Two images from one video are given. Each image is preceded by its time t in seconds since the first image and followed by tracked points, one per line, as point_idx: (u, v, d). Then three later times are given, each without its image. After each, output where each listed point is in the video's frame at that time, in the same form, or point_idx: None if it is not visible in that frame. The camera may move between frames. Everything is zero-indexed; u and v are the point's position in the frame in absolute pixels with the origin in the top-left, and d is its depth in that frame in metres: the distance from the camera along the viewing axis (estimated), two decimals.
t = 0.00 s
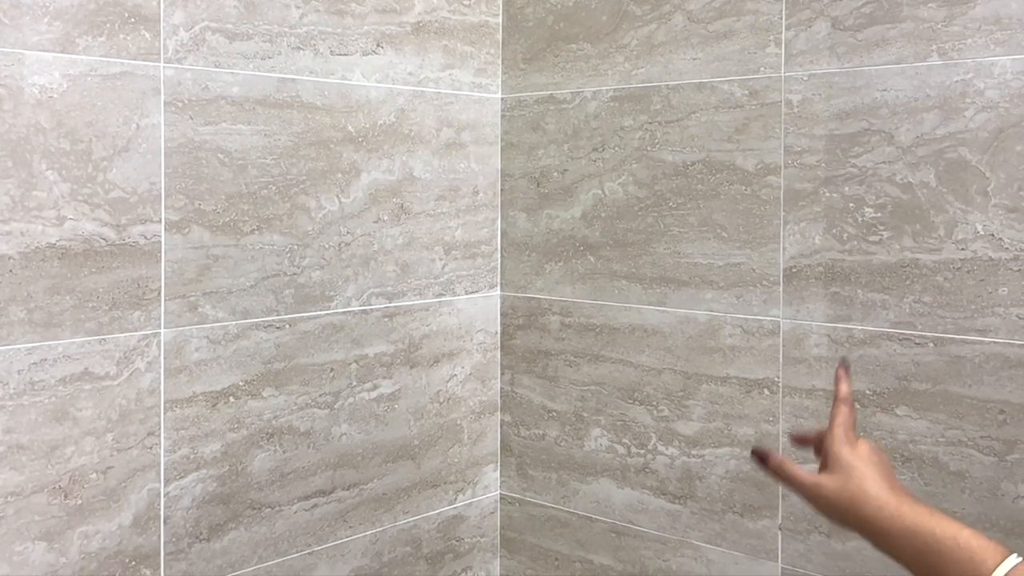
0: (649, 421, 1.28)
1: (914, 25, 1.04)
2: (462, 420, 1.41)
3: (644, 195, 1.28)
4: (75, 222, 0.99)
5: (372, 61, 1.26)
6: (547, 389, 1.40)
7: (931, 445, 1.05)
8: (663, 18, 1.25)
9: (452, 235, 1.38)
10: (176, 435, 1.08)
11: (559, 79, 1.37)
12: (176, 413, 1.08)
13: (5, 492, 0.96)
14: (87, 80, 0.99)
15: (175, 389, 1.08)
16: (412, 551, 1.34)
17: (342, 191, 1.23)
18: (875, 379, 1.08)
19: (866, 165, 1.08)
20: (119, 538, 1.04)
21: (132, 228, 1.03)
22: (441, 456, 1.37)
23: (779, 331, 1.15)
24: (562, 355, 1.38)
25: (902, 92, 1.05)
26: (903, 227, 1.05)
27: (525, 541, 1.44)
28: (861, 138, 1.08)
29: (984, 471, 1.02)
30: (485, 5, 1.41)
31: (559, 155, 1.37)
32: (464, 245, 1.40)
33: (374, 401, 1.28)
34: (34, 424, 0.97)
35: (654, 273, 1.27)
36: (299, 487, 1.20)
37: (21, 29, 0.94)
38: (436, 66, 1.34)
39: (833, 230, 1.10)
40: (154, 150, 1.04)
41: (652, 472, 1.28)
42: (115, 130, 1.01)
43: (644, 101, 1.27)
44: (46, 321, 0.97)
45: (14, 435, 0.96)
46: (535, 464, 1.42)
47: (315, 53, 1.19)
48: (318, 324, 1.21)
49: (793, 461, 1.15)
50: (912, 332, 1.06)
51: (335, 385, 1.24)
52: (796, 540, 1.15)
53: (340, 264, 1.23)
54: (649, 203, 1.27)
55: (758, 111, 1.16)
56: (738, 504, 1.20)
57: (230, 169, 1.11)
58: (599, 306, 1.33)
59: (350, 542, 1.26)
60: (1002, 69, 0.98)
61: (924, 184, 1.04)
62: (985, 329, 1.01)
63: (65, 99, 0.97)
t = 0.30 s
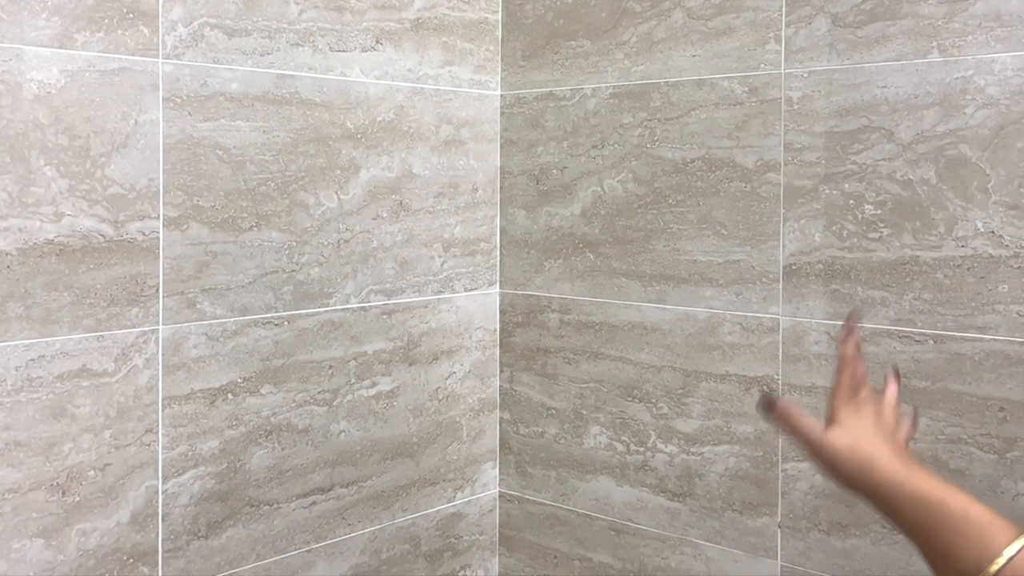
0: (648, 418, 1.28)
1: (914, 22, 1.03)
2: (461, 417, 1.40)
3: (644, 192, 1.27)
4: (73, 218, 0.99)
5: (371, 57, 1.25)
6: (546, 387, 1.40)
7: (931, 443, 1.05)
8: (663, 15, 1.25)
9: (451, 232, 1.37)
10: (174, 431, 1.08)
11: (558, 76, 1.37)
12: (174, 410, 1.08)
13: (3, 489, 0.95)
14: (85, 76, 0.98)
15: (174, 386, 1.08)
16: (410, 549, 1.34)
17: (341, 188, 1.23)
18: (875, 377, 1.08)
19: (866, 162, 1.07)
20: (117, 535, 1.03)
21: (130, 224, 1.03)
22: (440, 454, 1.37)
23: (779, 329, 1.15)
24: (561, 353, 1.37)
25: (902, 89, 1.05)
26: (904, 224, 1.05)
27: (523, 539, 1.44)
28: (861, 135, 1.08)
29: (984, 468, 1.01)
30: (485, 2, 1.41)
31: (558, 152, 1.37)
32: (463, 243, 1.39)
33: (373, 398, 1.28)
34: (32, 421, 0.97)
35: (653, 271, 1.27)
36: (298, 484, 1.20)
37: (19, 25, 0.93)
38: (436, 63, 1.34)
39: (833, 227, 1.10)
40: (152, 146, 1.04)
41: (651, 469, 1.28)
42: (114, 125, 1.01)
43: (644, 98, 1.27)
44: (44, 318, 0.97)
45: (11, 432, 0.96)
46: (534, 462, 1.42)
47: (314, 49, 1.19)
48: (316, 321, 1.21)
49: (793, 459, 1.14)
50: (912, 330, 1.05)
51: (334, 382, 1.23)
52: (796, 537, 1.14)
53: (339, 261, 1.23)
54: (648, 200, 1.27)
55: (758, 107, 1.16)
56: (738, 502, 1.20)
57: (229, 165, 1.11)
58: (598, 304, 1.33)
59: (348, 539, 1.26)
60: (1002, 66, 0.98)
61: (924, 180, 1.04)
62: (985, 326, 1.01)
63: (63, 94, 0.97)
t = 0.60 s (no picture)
0: (647, 416, 1.28)
1: (914, 19, 1.03)
2: (459, 415, 1.40)
3: (643, 189, 1.27)
4: (71, 214, 0.98)
5: (370, 55, 1.25)
6: (545, 384, 1.39)
7: (931, 441, 1.04)
8: (663, 12, 1.25)
9: (450, 230, 1.37)
10: (173, 429, 1.08)
11: (557, 73, 1.36)
12: (173, 407, 1.08)
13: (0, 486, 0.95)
14: (84, 72, 0.98)
15: (172, 383, 1.07)
16: (409, 546, 1.34)
17: (340, 185, 1.23)
18: (874, 375, 1.08)
19: (866, 160, 1.07)
20: (115, 533, 1.03)
21: (129, 221, 1.03)
22: (439, 452, 1.37)
23: (778, 327, 1.15)
24: (560, 351, 1.37)
25: (902, 87, 1.04)
26: (903, 221, 1.05)
27: (522, 537, 1.44)
28: (861, 133, 1.07)
29: (983, 467, 1.01)
30: None
31: (557, 150, 1.36)
32: (463, 240, 1.39)
33: (372, 396, 1.28)
34: (29, 418, 0.97)
35: (652, 268, 1.26)
36: (296, 482, 1.20)
37: (18, 21, 0.93)
38: (435, 60, 1.33)
39: (833, 225, 1.10)
40: (151, 143, 1.04)
41: (649, 467, 1.28)
42: (112, 122, 1.00)
43: (644, 96, 1.27)
44: (42, 315, 0.97)
45: (9, 429, 0.95)
46: (533, 460, 1.41)
47: (313, 46, 1.19)
48: (315, 318, 1.21)
49: (792, 457, 1.14)
50: (912, 327, 1.05)
51: (333, 379, 1.23)
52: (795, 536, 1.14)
53: (338, 259, 1.23)
54: (648, 197, 1.27)
55: (758, 105, 1.16)
56: (737, 500, 1.19)
57: (228, 162, 1.11)
58: (597, 302, 1.32)
59: (347, 537, 1.26)
60: (1003, 64, 0.98)
61: (923, 178, 1.03)
62: (985, 325, 1.01)
63: (61, 91, 0.97)
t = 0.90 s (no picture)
0: (647, 407, 1.27)
1: (916, 9, 1.03)
2: (459, 406, 1.40)
3: (644, 180, 1.27)
4: (70, 204, 0.98)
5: (370, 45, 1.25)
6: (544, 375, 1.39)
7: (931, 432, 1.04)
8: (663, 3, 1.24)
9: (450, 221, 1.37)
10: (172, 419, 1.08)
11: (558, 64, 1.36)
12: (172, 398, 1.08)
13: None
14: (83, 61, 0.98)
15: (171, 373, 1.07)
16: (409, 537, 1.34)
17: (340, 176, 1.22)
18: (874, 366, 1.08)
19: (867, 151, 1.07)
20: (115, 523, 1.03)
21: (128, 211, 1.02)
22: (438, 443, 1.37)
23: (778, 318, 1.15)
24: (559, 342, 1.37)
25: (903, 77, 1.04)
26: (904, 212, 1.05)
27: (521, 528, 1.44)
28: (862, 123, 1.07)
29: (983, 458, 1.01)
30: None
31: (557, 141, 1.36)
32: (463, 231, 1.39)
33: (371, 387, 1.28)
34: (29, 408, 0.97)
35: (653, 259, 1.26)
36: (296, 473, 1.20)
37: (17, 10, 0.93)
38: (435, 51, 1.33)
39: (834, 216, 1.10)
40: (150, 133, 1.04)
41: (649, 458, 1.28)
42: (111, 112, 1.00)
43: (644, 86, 1.26)
44: (41, 305, 0.97)
45: (8, 419, 0.95)
46: (532, 451, 1.41)
47: (313, 37, 1.18)
48: (315, 309, 1.21)
49: (792, 449, 1.14)
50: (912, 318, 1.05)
51: (332, 370, 1.23)
52: (794, 527, 1.14)
53: (338, 249, 1.23)
54: (648, 189, 1.26)
55: (759, 95, 1.15)
56: (736, 491, 1.19)
57: (227, 152, 1.11)
58: (597, 293, 1.32)
59: (347, 528, 1.26)
60: (1004, 54, 0.97)
61: (924, 169, 1.03)
62: (985, 315, 1.00)
63: (60, 80, 0.96)
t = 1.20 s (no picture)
0: (645, 391, 1.28)
1: None
2: (458, 391, 1.40)
3: (643, 165, 1.27)
4: (69, 188, 0.98)
5: (369, 29, 1.24)
6: (543, 360, 1.39)
7: (929, 415, 1.04)
8: None
9: (449, 206, 1.37)
10: (172, 403, 1.08)
11: (557, 48, 1.36)
12: (172, 382, 1.08)
13: None
14: (80, 45, 0.97)
15: (171, 357, 1.07)
16: (408, 521, 1.34)
17: (339, 160, 1.22)
18: (873, 349, 1.08)
19: (866, 134, 1.07)
20: (114, 506, 1.03)
21: (127, 195, 1.02)
22: (438, 427, 1.37)
23: (777, 302, 1.15)
24: (558, 326, 1.37)
25: (903, 61, 1.04)
26: (903, 196, 1.05)
27: (520, 511, 1.44)
28: (861, 107, 1.07)
29: (981, 440, 1.01)
30: None
31: (556, 126, 1.36)
32: (462, 216, 1.39)
33: (371, 371, 1.28)
34: (29, 392, 0.97)
35: (652, 244, 1.26)
36: (296, 456, 1.20)
37: None
38: (434, 35, 1.33)
39: (833, 199, 1.10)
40: (148, 117, 1.03)
41: (648, 442, 1.28)
42: (110, 96, 1.00)
43: (644, 70, 1.26)
44: (40, 289, 0.97)
45: (8, 402, 0.95)
46: (531, 435, 1.42)
47: (311, 20, 1.18)
48: (314, 293, 1.21)
49: (790, 432, 1.14)
50: (911, 302, 1.05)
51: (332, 354, 1.23)
52: (793, 510, 1.14)
53: (337, 234, 1.23)
54: (648, 173, 1.26)
55: (758, 79, 1.15)
56: (735, 475, 1.20)
57: (225, 137, 1.10)
58: (596, 278, 1.32)
59: (346, 511, 1.26)
60: (1004, 37, 0.97)
61: (924, 152, 1.03)
62: (984, 299, 1.00)
63: (58, 64, 0.96)
